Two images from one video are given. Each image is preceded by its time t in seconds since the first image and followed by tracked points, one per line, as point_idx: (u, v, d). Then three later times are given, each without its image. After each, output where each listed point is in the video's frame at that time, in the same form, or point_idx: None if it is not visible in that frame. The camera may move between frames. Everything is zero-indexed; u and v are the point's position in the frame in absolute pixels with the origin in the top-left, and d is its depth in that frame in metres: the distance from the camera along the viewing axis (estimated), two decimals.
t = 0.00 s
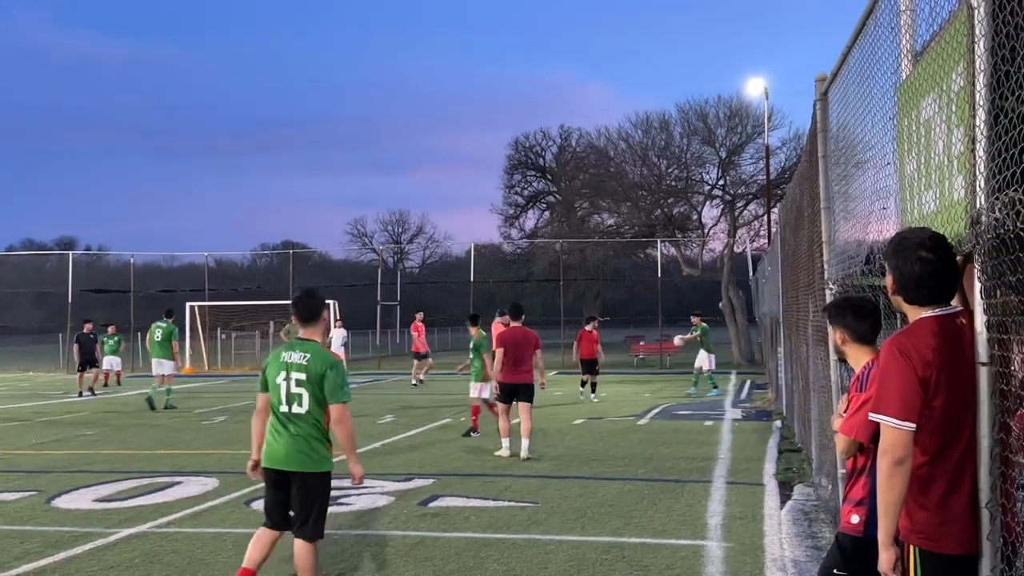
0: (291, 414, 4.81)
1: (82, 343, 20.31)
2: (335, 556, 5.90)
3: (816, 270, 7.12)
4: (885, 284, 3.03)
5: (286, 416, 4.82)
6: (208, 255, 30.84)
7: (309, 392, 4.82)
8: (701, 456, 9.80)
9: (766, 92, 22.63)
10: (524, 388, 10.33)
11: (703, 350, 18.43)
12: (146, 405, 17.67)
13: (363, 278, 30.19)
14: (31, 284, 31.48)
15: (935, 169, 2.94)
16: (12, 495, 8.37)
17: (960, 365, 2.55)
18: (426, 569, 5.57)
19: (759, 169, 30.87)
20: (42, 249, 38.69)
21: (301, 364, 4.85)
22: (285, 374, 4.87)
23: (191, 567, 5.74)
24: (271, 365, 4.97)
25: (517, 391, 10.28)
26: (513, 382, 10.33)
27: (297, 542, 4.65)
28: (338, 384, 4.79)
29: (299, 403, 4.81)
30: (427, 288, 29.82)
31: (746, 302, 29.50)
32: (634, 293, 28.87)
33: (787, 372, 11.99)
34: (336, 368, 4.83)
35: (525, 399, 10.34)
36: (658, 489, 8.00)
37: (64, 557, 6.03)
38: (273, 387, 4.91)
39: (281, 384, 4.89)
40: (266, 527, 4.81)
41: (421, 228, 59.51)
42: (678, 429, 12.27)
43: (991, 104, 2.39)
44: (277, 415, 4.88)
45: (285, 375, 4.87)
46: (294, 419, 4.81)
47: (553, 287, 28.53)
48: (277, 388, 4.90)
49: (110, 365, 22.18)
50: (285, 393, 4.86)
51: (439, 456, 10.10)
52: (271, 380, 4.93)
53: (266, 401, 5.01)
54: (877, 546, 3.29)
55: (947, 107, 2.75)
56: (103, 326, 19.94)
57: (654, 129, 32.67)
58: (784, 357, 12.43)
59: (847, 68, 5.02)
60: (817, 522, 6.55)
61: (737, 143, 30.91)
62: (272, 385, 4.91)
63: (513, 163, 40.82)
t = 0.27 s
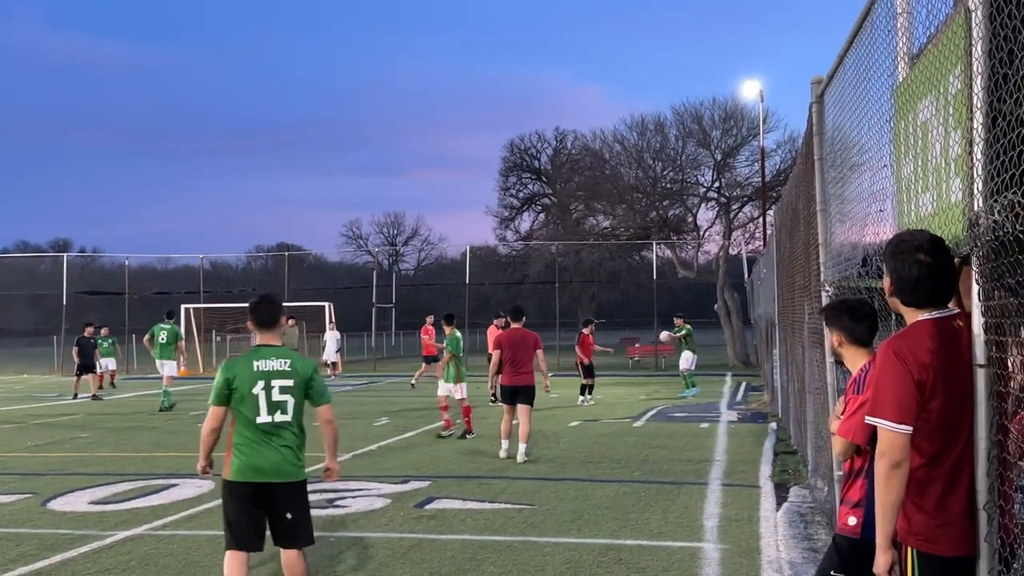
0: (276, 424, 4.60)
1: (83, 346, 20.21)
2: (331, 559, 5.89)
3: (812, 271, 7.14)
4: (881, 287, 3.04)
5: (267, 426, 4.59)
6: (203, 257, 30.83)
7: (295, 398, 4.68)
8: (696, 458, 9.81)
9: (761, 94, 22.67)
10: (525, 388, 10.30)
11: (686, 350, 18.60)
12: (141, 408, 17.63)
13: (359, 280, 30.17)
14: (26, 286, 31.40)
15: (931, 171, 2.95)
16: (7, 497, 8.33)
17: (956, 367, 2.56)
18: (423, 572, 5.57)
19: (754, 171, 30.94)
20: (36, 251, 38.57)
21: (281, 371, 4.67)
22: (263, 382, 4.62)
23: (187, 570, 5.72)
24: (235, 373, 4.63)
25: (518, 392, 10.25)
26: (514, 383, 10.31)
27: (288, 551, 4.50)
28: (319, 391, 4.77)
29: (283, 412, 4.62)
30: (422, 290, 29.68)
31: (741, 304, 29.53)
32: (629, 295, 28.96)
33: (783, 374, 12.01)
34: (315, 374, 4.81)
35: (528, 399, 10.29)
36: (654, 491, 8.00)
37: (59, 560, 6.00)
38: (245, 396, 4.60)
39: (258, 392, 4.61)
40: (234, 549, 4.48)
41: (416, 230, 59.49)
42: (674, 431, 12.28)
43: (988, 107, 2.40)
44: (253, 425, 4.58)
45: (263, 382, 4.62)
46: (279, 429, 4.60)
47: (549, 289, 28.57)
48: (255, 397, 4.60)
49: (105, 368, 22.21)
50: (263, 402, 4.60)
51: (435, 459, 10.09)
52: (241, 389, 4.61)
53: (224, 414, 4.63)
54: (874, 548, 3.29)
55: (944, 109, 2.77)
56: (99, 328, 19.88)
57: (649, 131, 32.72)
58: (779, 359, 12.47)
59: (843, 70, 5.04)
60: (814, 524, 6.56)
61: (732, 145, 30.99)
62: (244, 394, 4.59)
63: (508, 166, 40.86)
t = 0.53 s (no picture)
0: (243, 423, 4.50)
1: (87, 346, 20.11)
2: (329, 560, 5.88)
3: (810, 273, 7.14)
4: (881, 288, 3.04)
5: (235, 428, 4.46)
6: (199, 260, 30.83)
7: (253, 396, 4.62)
8: (694, 460, 9.81)
9: (758, 97, 22.66)
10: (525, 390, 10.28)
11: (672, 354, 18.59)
12: (138, 410, 17.61)
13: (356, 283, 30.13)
14: (23, 288, 31.35)
15: (931, 172, 2.95)
16: (4, 500, 8.32)
17: (956, 368, 2.56)
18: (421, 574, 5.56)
19: (750, 173, 30.95)
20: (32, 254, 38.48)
21: (242, 371, 4.56)
22: (228, 383, 4.48)
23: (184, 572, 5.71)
24: (197, 376, 4.41)
25: (517, 394, 10.23)
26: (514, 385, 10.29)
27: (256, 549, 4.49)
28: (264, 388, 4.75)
29: (248, 411, 4.54)
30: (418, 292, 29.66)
31: (738, 306, 29.53)
32: (625, 297, 28.96)
33: (780, 376, 12.02)
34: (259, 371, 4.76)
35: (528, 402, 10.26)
36: (652, 493, 8.00)
37: (57, 562, 5.99)
38: (212, 398, 4.42)
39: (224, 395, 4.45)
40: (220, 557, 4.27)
41: (413, 232, 59.46)
42: (671, 433, 12.28)
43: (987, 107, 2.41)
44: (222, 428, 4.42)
45: (228, 383, 4.48)
46: (246, 429, 4.51)
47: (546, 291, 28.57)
48: (223, 398, 4.44)
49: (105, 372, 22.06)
50: (230, 403, 4.47)
51: (432, 461, 10.09)
52: (207, 391, 4.42)
53: (188, 420, 4.38)
54: (873, 550, 3.29)
55: (944, 110, 2.77)
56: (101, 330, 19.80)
57: (645, 133, 32.70)
58: (776, 361, 12.48)
59: (841, 73, 5.05)
60: (811, 526, 6.56)
61: (729, 147, 30.99)
62: (212, 397, 4.41)
63: (505, 168, 40.89)
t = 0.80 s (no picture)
0: (212, 427, 4.55)
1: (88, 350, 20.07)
2: (327, 563, 5.86)
3: (807, 275, 7.15)
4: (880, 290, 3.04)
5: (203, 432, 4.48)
6: (197, 262, 30.81)
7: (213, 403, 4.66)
8: (692, 462, 9.81)
9: (756, 99, 22.66)
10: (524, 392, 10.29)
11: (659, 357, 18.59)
12: (134, 413, 17.57)
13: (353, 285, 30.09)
14: (20, 290, 31.29)
15: (929, 173, 2.95)
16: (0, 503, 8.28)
17: (956, 371, 2.56)
18: None
19: (748, 175, 30.96)
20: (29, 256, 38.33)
21: (205, 376, 4.61)
22: (197, 387, 4.50)
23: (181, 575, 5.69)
24: (171, 381, 4.39)
25: (517, 394, 10.25)
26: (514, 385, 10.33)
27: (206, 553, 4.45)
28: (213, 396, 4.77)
29: (213, 415, 4.58)
30: (416, 294, 29.72)
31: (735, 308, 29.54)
32: (623, 299, 28.96)
33: (777, 379, 12.02)
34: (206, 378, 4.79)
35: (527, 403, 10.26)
36: (650, 495, 7.99)
37: (53, 565, 5.97)
38: (185, 401, 4.41)
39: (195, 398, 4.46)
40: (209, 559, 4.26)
41: (411, 234, 59.43)
42: (669, 435, 12.30)
43: (986, 110, 2.41)
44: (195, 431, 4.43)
45: (198, 387, 4.51)
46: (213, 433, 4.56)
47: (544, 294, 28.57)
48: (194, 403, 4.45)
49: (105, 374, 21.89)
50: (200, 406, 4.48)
51: (429, 463, 10.07)
52: (181, 394, 4.40)
53: (164, 424, 4.30)
54: (873, 552, 3.27)
55: (943, 112, 2.76)
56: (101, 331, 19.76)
57: (643, 136, 32.67)
58: (773, 363, 12.49)
59: (839, 75, 5.05)
60: (810, 528, 6.56)
61: (726, 149, 31.01)
62: (186, 400, 4.41)
63: (502, 170, 40.92)
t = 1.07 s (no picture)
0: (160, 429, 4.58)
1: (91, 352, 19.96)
2: (326, 565, 5.86)
3: (805, 276, 7.15)
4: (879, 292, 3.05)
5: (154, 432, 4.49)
6: (195, 264, 30.78)
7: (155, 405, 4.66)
8: (690, 464, 9.81)
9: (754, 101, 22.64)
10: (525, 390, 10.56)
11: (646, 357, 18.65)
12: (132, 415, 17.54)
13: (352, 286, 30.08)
14: (18, 292, 31.19)
15: (928, 175, 2.95)
16: None
17: (956, 374, 2.56)
18: None
19: (747, 177, 30.94)
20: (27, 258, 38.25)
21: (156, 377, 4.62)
22: (151, 385, 4.51)
23: None
24: (130, 374, 4.38)
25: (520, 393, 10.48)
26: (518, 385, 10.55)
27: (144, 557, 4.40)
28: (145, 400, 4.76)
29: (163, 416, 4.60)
30: (416, 296, 29.89)
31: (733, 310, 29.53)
32: (621, 301, 28.89)
33: (776, 381, 12.02)
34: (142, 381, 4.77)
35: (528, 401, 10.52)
36: (648, 497, 7.99)
37: (51, 567, 5.95)
38: (143, 397, 4.42)
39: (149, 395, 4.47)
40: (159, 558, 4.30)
41: (410, 236, 59.43)
42: (667, 436, 12.30)
43: (985, 112, 2.41)
44: (147, 429, 4.42)
45: (153, 385, 4.52)
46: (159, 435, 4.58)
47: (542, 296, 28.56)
48: (148, 399, 4.45)
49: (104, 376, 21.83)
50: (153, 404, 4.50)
51: (428, 465, 10.07)
52: (138, 390, 4.40)
53: (125, 417, 4.30)
54: (872, 554, 3.26)
55: (941, 114, 2.76)
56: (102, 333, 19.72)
57: (642, 138, 32.67)
58: (772, 366, 12.49)
59: (837, 77, 5.05)
60: (808, 530, 6.56)
61: (725, 152, 30.97)
62: (144, 396, 4.42)
63: (501, 172, 40.93)
